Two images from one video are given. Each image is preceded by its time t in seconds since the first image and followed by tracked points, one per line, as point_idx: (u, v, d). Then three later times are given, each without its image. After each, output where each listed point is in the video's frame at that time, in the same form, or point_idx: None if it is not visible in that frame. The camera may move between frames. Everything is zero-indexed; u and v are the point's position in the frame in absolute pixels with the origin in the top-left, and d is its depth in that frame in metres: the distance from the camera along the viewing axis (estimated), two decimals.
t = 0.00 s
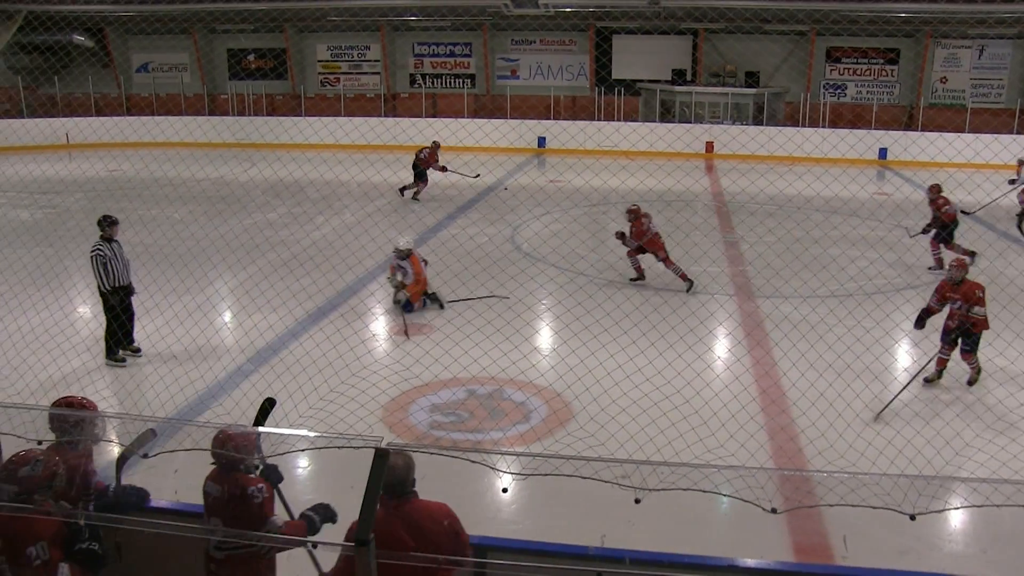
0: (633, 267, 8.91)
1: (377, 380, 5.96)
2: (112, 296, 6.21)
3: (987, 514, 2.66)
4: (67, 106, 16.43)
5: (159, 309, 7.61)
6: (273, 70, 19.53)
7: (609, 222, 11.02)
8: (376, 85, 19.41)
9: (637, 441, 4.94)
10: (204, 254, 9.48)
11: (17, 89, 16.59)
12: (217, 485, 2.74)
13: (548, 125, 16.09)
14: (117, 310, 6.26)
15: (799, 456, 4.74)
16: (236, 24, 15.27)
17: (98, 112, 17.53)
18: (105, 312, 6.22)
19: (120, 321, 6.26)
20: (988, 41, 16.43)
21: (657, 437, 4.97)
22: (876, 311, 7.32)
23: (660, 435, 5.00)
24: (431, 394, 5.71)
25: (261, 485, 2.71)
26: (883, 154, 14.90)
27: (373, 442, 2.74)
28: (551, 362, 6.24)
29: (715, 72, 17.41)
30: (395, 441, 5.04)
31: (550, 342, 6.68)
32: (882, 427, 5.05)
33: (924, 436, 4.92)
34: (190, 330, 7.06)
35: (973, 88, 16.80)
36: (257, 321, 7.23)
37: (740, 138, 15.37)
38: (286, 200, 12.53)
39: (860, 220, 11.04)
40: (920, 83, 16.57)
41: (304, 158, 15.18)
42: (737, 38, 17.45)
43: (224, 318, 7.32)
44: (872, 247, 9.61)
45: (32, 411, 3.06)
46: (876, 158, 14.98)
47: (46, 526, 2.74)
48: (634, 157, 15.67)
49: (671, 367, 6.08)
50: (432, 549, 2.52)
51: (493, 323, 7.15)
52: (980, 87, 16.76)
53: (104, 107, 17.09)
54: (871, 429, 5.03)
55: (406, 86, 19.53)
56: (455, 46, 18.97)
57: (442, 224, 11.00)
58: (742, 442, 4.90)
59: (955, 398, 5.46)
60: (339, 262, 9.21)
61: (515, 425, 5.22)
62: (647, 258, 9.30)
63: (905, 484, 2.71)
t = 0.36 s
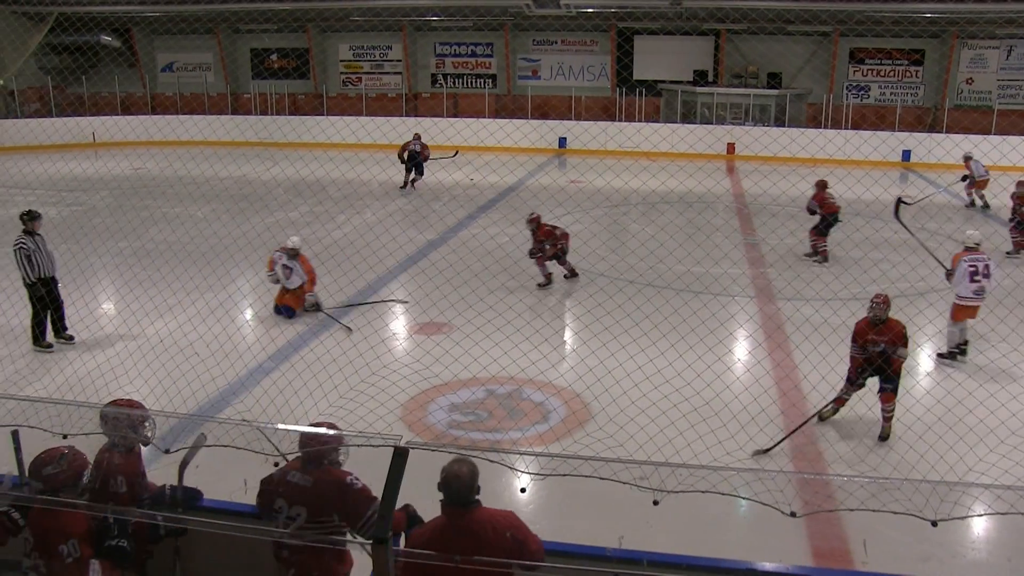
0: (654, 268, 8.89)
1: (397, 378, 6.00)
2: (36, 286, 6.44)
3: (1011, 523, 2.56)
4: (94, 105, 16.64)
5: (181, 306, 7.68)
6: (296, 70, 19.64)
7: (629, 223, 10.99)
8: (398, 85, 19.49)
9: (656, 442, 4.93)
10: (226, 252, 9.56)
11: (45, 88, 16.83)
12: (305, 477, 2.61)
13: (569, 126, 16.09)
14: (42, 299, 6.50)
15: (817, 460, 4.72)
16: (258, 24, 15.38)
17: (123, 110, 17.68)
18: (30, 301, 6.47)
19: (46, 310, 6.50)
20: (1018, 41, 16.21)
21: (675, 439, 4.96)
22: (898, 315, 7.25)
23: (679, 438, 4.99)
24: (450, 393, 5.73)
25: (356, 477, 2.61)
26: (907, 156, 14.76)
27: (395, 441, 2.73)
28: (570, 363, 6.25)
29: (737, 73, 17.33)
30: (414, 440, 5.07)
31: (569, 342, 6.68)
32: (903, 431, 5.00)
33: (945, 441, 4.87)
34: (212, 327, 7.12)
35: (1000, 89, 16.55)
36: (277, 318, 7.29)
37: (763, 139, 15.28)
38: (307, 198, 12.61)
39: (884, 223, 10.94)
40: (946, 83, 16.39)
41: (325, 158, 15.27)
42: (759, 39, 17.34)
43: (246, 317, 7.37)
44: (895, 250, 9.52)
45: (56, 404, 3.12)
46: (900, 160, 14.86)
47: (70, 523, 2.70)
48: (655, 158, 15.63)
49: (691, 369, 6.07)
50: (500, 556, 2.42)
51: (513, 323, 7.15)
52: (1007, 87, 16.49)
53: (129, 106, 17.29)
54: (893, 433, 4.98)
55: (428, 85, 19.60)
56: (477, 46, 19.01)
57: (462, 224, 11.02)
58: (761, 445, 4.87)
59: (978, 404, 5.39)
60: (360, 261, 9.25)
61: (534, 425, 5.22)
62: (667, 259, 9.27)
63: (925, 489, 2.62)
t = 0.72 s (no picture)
0: (661, 268, 8.88)
1: (402, 377, 6.00)
2: None
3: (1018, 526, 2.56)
4: (103, 104, 16.70)
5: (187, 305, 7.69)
6: (303, 69, 19.69)
7: (636, 223, 10.99)
8: (404, 84, 19.48)
9: (660, 443, 4.92)
10: (232, 251, 9.59)
11: (53, 87, 16.88)
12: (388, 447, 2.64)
13: (576, 126, 16.07)
14: None
15: (822, 461, 4.70)
16: (265, 24, 15.41)
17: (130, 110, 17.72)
18: None
19: None
20: None
21: (681, 439, 4.95)
22: (904, 316, 7.23)
23: (684, 438, 4.97)
24: (455, 393, 5.72)
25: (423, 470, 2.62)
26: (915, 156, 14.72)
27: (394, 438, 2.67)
28: (576, 363, 6.24)
29: (744, 74, 17.31)
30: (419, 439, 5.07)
31: (575, 342, 6.68)
32: (910, 433, 4.99)
33: (951, 443, 4.85)
34: (218, 326, 7.13)
35: (1009, 89, 16.49)
36: (283, 317, 7.31)
37: (769, 140, 15.25)
38: (314, 198, 12.63)
39: (892, 223, 10.92)
40: (954, 83, 16.35)
41: (331, 158, 15.30)
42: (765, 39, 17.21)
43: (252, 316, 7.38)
44: (902, 251, 9.50)
45: (62, 402, 3.12)
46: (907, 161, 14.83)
47: (92, 528, 2.65)
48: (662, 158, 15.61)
49: (696, 369, 6.06)
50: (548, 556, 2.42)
51: (518, 323, 7.15)
52: (1016, 87, 16.44)
53: (137, 105, 17.33)
54: (899, 435, 4.96)
55: (435, 86, 19.63)
56: (483, 46, 19.03)
57: (467, 223, 11.03)
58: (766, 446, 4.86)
59: (985, 405, 5.37)
60: (366, 260, 9.27)
61: (539, 425, 5.21)
62: (673, 259, 9.26)
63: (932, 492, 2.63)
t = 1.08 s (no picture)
0: (663, 268, 8.87)
1: (405, 376, 6.00)
2: None
3: None
4: (107, 104, 16.70)
5: (189, 303, 7.70)
6: (307, 69, 19.71)
7: (638, 223, 10.99)
8: (407, 84, 19.68)
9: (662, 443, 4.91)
10: (234, 250, 9.59)
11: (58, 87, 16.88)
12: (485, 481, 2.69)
13: (579, 126, 16.07)
14: None
15: (824, 462, 4.69)
16: (268, 23, 15.42)
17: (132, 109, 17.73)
18: None
19: None
20: None
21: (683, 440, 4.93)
22: (908, 317, 7.21)
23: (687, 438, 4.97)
24: (458, 392, 5.72)
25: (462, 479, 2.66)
26: (919, 157, 14.68)
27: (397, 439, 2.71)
28: (579, 363, 6.23)
29: (747, 74, 17.30)
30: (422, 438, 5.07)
31: (578, 342, 6.67)
32: (913, 435, 4.98)
33: (955, 446, 4.84)
34: (220, 324, 7.14)
35: (1015, 89, 16.45)
36: (286, 317, 7.31)
37: (772, 141, 15.23)
38: (316, 197, 12.64)
39: (896, 224, 10.89)
40: (960, 84, 16.35)
41: (333, 157, 15.31)
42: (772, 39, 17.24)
43: (253, 314, 7.39)
44: (907, 252, 9.47)
45: (68, 399, 3.14)
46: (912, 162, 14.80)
47: (100, 526, 2.67)
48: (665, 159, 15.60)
49: (699, 369, 6.04)
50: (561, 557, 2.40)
51: (520, 323, 7.14)
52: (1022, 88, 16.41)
53: (141, 104, 17.33)
54: (902, 437, 4.95)
55: (438, 85, 19.66)
56: (487, 46, 19.06)
57: (470, 222, 11.03)
58: (769, 447, 4.85)
59: (990, 407, 5.35)
60: (369, 260, 9.26)
61: (542, 425, 5.22)
62: (676, 259, 9.25)
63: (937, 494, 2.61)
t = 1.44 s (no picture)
0: (681, 269, 8.85)
1: (422, 375, 6.02)
2: None
3: None
4: (130, 104, 16.86)
5: (208, 301, 7.76)
6: (326, 68, 19.79)
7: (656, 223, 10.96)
8: (426, 84, 19.75)
9: (678, 445, 4.90)
10: (253, 248, 9.66)
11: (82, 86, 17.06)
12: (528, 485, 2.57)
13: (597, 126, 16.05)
14: None
15: (842, 466, 4.66)
16: (288, 22, 15.51)
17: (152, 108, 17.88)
18: None
19: None
20: None
21: (700, 442, 4.92)
22: (929, 320, 7.14)
23: (704, 440, 4.95)
24: (475, 391, 5.74)
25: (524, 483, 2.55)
26: (941, 158, 14.54)
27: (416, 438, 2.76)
28: (596, 363, 6.23)
29: (766, 74, 17.22)
30: (438, 437, 5.08)
31: (595, 342, 6.67)
32: (933, 440, 4.93)
33: (977, 452, 4.79)
34: (238, 322, 7.20)
35: None
36: (305, 315, 7.35)
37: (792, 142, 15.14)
38: (335, 196, 12.70)
39: (918, 226, 10.80)
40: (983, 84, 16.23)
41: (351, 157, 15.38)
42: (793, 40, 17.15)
43: (271, 312, 7.44)
44: (929, 254, 9.39)
45: (91, 394, 3.19)
46: (933, 163, 14.66)
47: (118, 512, 2.66)
48: (684, 159, 15.56)
49: (717, 371, 6.02)
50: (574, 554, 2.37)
51: (537, 323, 7.14)
52: None
53: (161, 104, 17.49)
54: (922, 441, 4.91)
55: (456, 85, 19.73)
56: (505, 46, 19.04)
57: (487, 222, 11.05)
58: (786, 450, 4.82)
59: (1013, 413, 5.29)
60: (386, 259, 9.30)
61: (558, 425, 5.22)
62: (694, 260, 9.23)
63: (958, 500, 2.56)
